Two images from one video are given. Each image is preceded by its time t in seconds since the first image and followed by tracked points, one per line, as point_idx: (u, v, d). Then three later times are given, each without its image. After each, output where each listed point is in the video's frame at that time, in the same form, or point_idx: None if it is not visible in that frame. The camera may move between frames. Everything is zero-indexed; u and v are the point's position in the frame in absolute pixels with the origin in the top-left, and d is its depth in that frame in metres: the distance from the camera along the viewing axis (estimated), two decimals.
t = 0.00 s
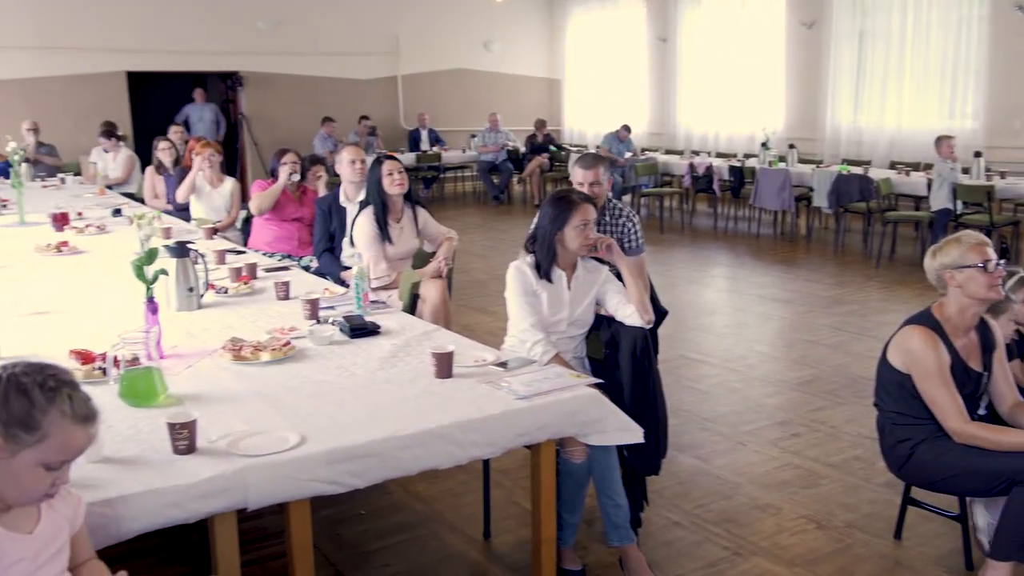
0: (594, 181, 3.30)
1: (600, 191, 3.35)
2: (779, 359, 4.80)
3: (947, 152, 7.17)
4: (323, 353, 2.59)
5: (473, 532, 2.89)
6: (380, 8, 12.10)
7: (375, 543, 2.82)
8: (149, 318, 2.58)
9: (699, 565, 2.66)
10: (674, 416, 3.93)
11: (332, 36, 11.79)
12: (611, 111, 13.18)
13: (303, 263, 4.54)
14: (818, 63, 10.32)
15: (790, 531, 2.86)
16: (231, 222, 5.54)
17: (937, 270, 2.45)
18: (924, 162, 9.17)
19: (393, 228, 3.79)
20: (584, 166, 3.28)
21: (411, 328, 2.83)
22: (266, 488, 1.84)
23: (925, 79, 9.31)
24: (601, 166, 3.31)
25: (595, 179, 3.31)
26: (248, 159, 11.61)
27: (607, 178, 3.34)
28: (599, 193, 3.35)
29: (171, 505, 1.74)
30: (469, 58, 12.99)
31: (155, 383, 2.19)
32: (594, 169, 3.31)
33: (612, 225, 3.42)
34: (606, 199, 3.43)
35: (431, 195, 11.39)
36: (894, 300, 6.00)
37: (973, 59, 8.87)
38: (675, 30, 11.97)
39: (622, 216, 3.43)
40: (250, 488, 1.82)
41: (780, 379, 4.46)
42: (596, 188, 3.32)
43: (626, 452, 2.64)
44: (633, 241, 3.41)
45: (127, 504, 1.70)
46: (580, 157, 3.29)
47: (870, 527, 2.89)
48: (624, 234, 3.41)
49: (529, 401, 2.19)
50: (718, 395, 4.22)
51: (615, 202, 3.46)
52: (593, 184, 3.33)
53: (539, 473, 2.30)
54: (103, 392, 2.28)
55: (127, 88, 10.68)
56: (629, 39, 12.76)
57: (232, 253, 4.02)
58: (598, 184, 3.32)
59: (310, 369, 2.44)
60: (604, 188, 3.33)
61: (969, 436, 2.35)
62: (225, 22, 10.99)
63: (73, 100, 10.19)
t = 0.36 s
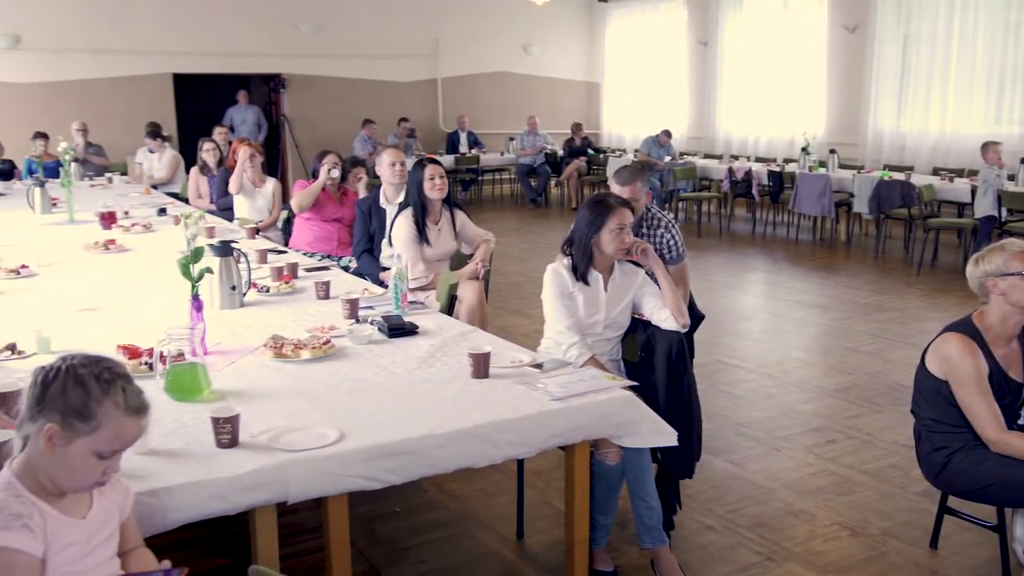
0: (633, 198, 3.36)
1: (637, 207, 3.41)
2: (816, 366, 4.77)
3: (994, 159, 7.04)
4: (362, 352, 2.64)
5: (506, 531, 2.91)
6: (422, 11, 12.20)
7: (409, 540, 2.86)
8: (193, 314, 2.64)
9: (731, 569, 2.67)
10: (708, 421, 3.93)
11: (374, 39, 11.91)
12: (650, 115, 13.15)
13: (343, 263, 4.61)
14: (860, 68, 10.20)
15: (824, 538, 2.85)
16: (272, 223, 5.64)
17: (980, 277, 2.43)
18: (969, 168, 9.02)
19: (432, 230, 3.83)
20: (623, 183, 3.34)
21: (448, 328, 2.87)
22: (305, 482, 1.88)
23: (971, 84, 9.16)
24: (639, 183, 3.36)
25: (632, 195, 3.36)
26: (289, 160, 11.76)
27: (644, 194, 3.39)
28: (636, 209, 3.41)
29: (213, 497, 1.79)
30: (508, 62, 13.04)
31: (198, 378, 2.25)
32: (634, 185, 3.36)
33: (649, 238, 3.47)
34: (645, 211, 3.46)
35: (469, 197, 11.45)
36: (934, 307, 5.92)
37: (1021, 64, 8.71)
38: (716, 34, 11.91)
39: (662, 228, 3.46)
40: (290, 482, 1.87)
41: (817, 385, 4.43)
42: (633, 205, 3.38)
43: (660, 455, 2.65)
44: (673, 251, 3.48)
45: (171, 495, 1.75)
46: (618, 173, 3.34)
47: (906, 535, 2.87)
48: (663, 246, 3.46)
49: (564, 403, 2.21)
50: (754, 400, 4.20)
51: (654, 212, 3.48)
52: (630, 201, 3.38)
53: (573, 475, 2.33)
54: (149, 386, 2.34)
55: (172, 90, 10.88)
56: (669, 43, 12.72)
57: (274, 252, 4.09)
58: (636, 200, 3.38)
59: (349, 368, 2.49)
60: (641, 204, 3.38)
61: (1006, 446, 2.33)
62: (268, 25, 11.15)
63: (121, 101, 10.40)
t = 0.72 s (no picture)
0: (677, 206, 3.40)
1: (681, 216, 3.45)
2: (844, 369, 4.77)
3: None
4: (392, 348, 2.70)
5: (531, 526, 2.96)
6: (455, 12, 12.28)
7: (436, 533, 2.91)
8: (230, 309, 2.71)
9: (753, 567, 2.69)
10: (734, 422, 3.95)
11: (407, 40, 12.01)
12: (682, 116, 13.14)
13: (374, 261, 4.67)
14: (896, 70, 10.11)
15: (847, 539, 2.86)
16: (306, 221, 5.74)
17: (1012, 282, 2.35)
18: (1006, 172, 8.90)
19: (462, 230, 3.89)
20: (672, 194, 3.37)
21: (476, 326, 2.92)
22: (337, 471, 1.94)
23: (1008, 88, 9.04)
24: (685, 193, 3.39)
25: (677, 204, 3.40)
26: (322, 159, 11.90)
27: (690, 203, 3.43)
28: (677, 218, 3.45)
29: (249, 484, 1.86)
30: (541, 63, 13.09)
31: (235, 370, 2.32)
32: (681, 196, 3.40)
33: (692, 243, 3.48)
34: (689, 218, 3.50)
35: (499, 198, 11.52)
36: (966, 312, 5.88)
37: None
38: (749, 35, 11.85)
39: (704, 234, 3.47)
40: (322, 471, 1.93)
41: (844, 389, 4.43)
42: (677, 214, 3.41)
43: (686, 453, 2.68)
44: (713, 256, 3.49)
45: (208, 481, 1.82)
46: (666, 181, 3.37)
47: (930, 538, 2.87)
48: (705, 252, 3.48)
49: (589, 399, 2.26)
50: (780, 403, 4.21)
51: (697, 218, 3.51)
52: (675, 209, 3.42)
53: (597, 470, 2.37)
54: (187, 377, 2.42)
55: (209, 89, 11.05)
56: (702, 45, 12.69)
57: (308, 250, 4.17)
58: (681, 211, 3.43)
59: (380, 363, 2.55)
60: (686, 214, 3.43)
61: None
62: (303, 26, 11.29)
63: (159, 100, 10.59)
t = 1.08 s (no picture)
0: (698, 192, 3.42)
1: (701, 201, 3.47)
2: (847, 367, 4.81)
3: None
4: (402, 339, 2.76)
5: (537, 516, 3.03)
6: (464, 12, 12.35)
7: (443, 521, 2.98)
8: (245, 301, 2.78)
9: (754, 557, 2.75)
10: (738, 418, 4.01)
11: (416, 40, 12.08)
12: (689, 117, 13.18)
13: (384, 258, 4.74)
14: (903, 72, 10.13)
15: (847, 531, 2.92)
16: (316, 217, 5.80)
17: (1012, 279, 2.40)
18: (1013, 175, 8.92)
19: (471, 227, 3.95)
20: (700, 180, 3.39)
21: (485, 320, 2.98)
22: (348, 457, 2.01)
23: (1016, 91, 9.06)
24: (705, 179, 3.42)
25: (700, 190, 3.42)
26: (331, 158, 11.98)
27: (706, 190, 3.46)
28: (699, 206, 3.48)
29: (264, 467, 1.93)
30: (549, 63, 13.15)
31: (250, 359, 2.39)
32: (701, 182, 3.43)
33: (704, 233, 3.54)
34: (703, 207, 3.53)
35: (507, 197, 11.58)
36: (970, 313, 5.92)
37: None
38: (757, 37, 11.89)
39: (715, 224, 3.54)
40: (335, 455, 2.00)
41: (847, 386, 4.48)
42: (700, 199, 3.43)
43: (689, 445, 2.74)
44: (722, 246, 3.55)
45: (226, 463, 1.89)
46: (689, 168, 3.38)
47: (928, 531, 2.93)
48: (715, 242, 3.54)
49: (595, 390, 2.32)
50: (784, 399, 4.27)
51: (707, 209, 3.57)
52: (697, 194, 3.43)
53: (601, 460, 2.43)
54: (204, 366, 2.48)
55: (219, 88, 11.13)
56: (710, 46, 12.73)
57: (318, 245, 4.24)
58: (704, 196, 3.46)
59: (390, 354, 2.62)
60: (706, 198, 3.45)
61: None
62: (313, 26, 11.37)
63: (170, 98, 10.68)
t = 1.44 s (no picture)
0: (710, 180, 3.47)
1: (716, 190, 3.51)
2: (881, 368, 4.78)
3: None
4: (435, 335, 2.80)
5: (568, 512, 3.05)
6: (496, 9, 12.37)
7: (474, 516, 3.01)
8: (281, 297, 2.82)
9: (785, 557, 2.75)
10: (770, 417, 4.00)
11: (449, 36, 12.13)
12: (723, 114, 13.09)
13: (417, 254, 4.78)
14: (941, 69, 9.98)
15: (879, 532, 2.91)
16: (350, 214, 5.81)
17: None
18: None
19: (503, 225, 3.98)
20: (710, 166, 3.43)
21: (517, 317, 3.01)
22: (383, 451, 2.05)
23: None
24: (719, 167, 3.45)
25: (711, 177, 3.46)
26: (364, 153, 12.06)
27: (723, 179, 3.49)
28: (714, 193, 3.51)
29: (301, 460, 1.97)
30: (581, 59, 13.13)
31: (287, 353, 2.44)
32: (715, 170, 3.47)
33: (725, 227, 3.57)
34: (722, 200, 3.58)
35: (538, 193, 11.59)
36: (1008, 314, 5.83)
37: None
38: (792, 33, 11.78)
39: (737, 219, 3.55)
40: (369, 449, 2.04)
41: (881, 387, 4.45)
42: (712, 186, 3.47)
43: (720, 443, 2.75)
44: (747, 242, 3.55)
45: (264, 456, 1.94)
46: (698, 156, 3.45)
47: (962, 534, 2.91)
48: (738, 237, 3.56)
49: (625, 388, 2.34)
50: (816, 399, 4.25)
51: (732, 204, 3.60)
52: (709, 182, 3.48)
53: (632, 457, 2.45)
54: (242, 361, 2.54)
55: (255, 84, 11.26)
56: (744, 42, 12.63)
57: (353, 241, 4.29)
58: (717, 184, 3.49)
59: (424, 350, 2.65)
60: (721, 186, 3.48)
61: None
62: (348, 23, 11.46)
63: (207, 94, 10.81)
